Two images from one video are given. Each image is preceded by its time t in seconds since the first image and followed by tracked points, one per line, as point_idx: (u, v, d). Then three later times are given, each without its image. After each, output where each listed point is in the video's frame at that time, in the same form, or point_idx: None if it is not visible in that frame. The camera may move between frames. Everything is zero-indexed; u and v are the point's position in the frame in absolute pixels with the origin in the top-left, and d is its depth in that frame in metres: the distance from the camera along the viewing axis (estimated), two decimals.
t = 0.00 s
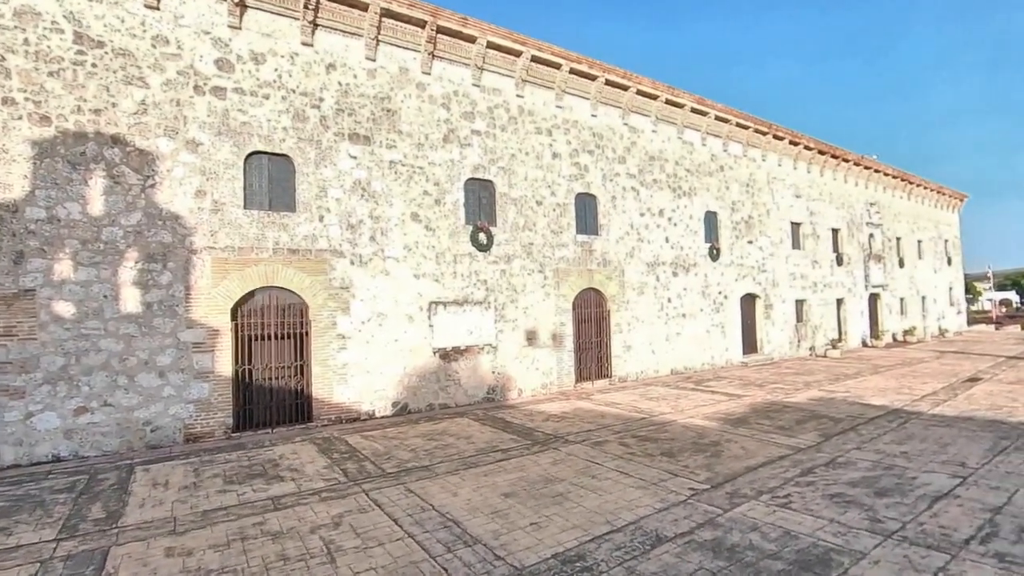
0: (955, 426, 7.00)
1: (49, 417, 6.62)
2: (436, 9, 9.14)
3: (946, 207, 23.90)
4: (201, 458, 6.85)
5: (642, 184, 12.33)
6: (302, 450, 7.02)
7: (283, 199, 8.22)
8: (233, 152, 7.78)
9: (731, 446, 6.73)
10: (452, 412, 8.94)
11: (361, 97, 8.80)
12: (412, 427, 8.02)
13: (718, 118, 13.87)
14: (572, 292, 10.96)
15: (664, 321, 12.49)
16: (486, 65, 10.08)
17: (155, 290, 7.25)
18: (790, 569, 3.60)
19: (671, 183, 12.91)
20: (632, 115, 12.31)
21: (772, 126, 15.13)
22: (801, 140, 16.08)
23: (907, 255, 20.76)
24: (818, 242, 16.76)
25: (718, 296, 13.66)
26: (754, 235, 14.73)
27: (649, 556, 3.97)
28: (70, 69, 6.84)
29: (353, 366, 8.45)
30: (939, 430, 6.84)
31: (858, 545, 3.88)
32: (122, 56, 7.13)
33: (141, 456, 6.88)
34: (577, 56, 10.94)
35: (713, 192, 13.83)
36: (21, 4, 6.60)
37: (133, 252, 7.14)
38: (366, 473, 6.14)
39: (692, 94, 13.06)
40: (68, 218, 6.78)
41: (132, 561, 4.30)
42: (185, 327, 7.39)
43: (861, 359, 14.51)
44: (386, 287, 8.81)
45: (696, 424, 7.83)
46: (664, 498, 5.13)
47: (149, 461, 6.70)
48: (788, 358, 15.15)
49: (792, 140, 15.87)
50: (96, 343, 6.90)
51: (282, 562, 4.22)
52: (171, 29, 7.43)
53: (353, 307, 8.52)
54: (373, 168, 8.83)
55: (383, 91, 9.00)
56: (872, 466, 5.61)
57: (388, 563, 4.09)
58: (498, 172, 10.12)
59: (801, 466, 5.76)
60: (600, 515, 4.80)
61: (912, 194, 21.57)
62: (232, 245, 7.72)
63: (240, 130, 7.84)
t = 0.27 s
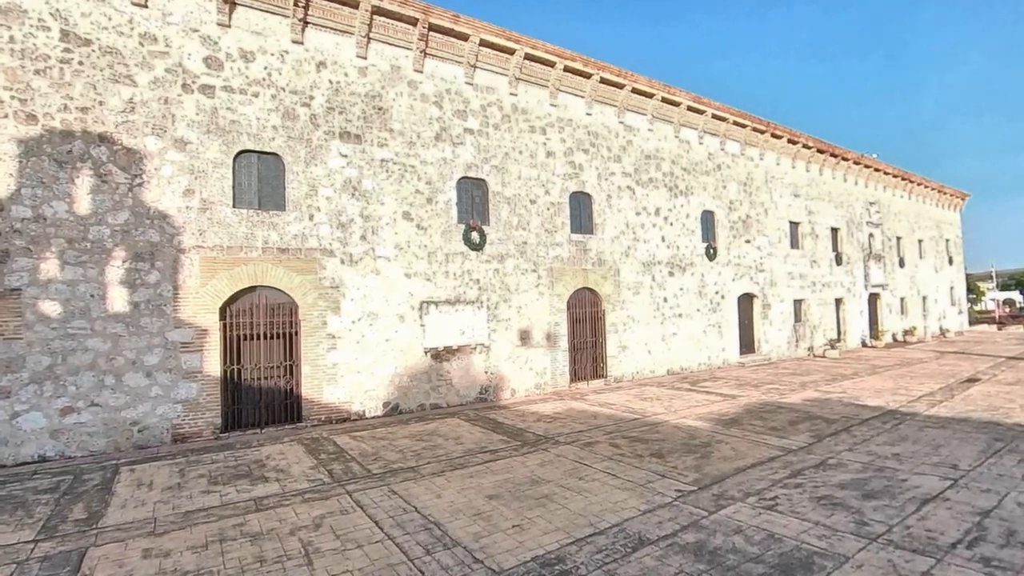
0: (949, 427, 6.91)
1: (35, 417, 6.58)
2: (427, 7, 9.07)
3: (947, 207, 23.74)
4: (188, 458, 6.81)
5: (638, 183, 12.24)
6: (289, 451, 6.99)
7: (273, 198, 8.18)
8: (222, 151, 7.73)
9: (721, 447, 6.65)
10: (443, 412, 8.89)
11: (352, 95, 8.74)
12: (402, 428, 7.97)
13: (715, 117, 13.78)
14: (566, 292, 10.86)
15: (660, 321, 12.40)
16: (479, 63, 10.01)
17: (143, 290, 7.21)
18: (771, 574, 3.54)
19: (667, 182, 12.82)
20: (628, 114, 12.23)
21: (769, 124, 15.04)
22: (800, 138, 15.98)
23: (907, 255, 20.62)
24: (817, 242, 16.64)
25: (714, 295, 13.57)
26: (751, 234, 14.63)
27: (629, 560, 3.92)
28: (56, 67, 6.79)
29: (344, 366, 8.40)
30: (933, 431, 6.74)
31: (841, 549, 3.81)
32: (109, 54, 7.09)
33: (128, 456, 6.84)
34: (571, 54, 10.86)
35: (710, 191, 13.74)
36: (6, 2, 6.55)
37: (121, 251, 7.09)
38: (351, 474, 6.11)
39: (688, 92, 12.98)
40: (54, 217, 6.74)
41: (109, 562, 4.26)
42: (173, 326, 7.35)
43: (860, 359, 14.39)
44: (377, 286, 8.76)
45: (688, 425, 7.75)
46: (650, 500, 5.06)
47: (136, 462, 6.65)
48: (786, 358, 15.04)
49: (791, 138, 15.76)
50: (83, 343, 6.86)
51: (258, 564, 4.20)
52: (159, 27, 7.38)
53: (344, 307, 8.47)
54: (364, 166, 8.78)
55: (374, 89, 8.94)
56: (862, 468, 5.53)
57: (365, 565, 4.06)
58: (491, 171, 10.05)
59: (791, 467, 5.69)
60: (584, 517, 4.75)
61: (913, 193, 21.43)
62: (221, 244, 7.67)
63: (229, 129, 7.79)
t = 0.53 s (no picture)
0: (944, 429, 6.80)
1: (20, 417, 6.52)
2: (419, 4, 8.99)
3: (949, 206, 23.57)
4: (173, 459, 6.75)
5: (633, 181, 12.13)
6: (276, 451, 6.94)
7: (263, 196, 8.10)
8: (210, 149, 7.66)
9: (712, 448, 6.56)
10: (434, 412, 8.81)
11: (342, 93, 8.67)
12: (391, 428, 7.90)
13: (712, 115, 13.67)
14: (561, 291, 10.73)
15: (656, 321, 12.27)
16: (472, 60, 9.93)
17: (130, 289, 7.15)
18: None
19: (664, 181, 12.71)
20: (624, 112, 12.13)
21: (767, 122, 14.93)
22: (798, 137, 15.86)
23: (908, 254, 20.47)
24: (816, 241, 16.51)
25: (712, 295, 13.45)
26: (749, 233, 14.51)
27: (610, 565, 3.84)
28: (41, 64, 6.73)
29: (334, 366, 8.34)
30: (928, 432, 6.64)
31: (827, 554, 3.73)
32: (95, 51, 7.02)
33: (113, 457, 6.78)
34: (566, 52, 10.76)
35: (707, 190, 13.63)
36: None
37: (107, 250, 7.04)
38: (336, 475, 6.05)
39: (685, 90, 12.88)
40: (39, 216, 6.68)
41: (83, 564, 4.20)
42: (160, 326, 7.29)
43: (858, 359, 14.26)
44: (368, 286, 8.69)
45: (680, 426, 7.65)
46: (636, 502, 4.97)
47: (120, 462, 6.59)
48: (784, 359, 14.92)
49: (789, 137, 15.64)
50: (68, 342, 6.81)
51: (233, 567, 4.17)
52: (145, 24, 7.31)
53: (334, 306, 8.41)
54: (355, 165, 8.71)
55: (365, 87, 8.87)
56: (854, 470, 5.43)
57: (342, 569, 4.02)
58: (484, 169, 9.96)
59: (782, 469, 5.59)
60: (567, 520, 4.68)
61: (914, 192, 21.28)
62: (209, 242, 7.61)
63: (217, 127, 7.72)
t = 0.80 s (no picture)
0: (939, 430, 6.69)
1: (4, 418, 6.47)
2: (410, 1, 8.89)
3: (949, 204, 23.41)
4: (159, 460, 6.69)
5: (629, 180, 12.03)
6: (262, 453, 6.89)
7: (251, 195, 8.03)
8: (198, 148, 7.59)
9: (703, 450, 6.47)
10: (425, 413, 8.74)
11: (332, 91, 8.59)
12: (381, 430, 7.84)
13: (709, 113, 13.56)
14: (555, 291, 10.62)
15: (652, 321, 12.15)
16: (464, 58, 9.84)
17: (116, 289, 7.08)
18: None
19: (660, 179, 12.61)
20: (619, 110, 12.03)
21: (765, 121, 14.81)
22: (797, 135, 15.74)
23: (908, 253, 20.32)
24: (815, 240, 16.39)
25: (709, 295, 13.33)
26: (747, 233, 14.39)
27: (590, 570, 3.78)
28: (26, 62, 6.66)
29: (323, 366, 8.27)
30: (922, 434, 6.54)
31: (811, 560, 3.65)
32: (81, 49, 6.95)
33: (99, 458, 6.73)
34: (560, 49, 10.66)
35: (704, 189, 13.51)
36: None
37: (93, 249, 6.97)
38: (320, 478, 5.99)
39: (681, 88, 12.77)
40: (24, 215, 6.62)
41: (57, 568, 4.15)
42: (147, 326, 7.23)
43: (857, 360, 14.14)
44: (359, 286, 8.62)
45: (673, 428, 7.56)
46: (622, 506, 4.89)
47: (105, 464, 6.54)
48: (782, 359, 14.79)
49: (788, 135, 15.52)
50: (54, 343, 6.75)
51: (208, 571, 4.13)
52: (132, 21, 7.23)
53: (324, 306, 8.34)
54: (345, 163, 8.63)
55: (356, 85, 8.79)
56: (845, 473, 5.34)
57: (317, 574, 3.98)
58: (477, 168, 9.88)
59: (771, 472, 5.51)
60: (550, 524, 4.62)
61: (914, 191, 21.13)
62: (196, 242, 7.54)
63: (205, 125, 7.64)
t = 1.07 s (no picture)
0: (932, 431, 6.61)
1: None
2: None
3: (950, 203, 23.27)
4: (145, 460, 6.66)
5: (624, 179, 11.95)
6: (249, 453, 6.86)
7: (241, 194, 7.97)
8: (187, 147, 7.53)
9: (693, 451, 6.40)
10: (416, 413, 8.69)
11: (323, 90, 8.53)
12: (370, 430, 7.80)
13: (705, 111, 13.48)
14: (549, 291, 10.55)
15: (648, 321, 12.07)
16: (457, 57, 9.77)
17: (103, 288, 7.04)
18: None
19: (656, 178, 12.53)
20: (614, 108, 11.95)
21: (763, 119, 14.72)
22: (795, 133, 15.65)
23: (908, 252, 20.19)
24: (813, 239, 16.29)
25: (705, 295, 13.25)
26: (744, 232, 14.31)
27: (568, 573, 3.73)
28: (11, 60, 6.60)
29: (313, 366, 8.23)
30: (915, 435, 6.45)
31: (792, 563, 3.60)
32: (68, 47, 6.89)
33: (85, 458, 6.69)
34: (553, 47, 10.59)
35: (700, 188, 13.43)
36: None
37: (80, 249, 6.93)
38: (305, 478, 5.96)
39: (677, 86, 12.69)
40: (9, 215, 6.57)
41: (33, 570, 4.13)
42: (135, 326, 7.19)
43: (855, 360, 14.05)
44: (349, 285, 8.57)
45: (664, 428, 7.48)
46: (606, 507, 4.84)
47: (91, 464, 6.51)
48: (780, 359, 14.69)
49: (785, 134, 15.43)
50: (40, 343, 6.71)
51: (184, 572, 4.13)
52: (120, 19, 7.16)
53: (314, 306, 8.30)
54: (336, 162, 8.58)
55: (347, 84, 8.73)
56: (833, 474, 5.27)
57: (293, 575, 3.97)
58: (469, 167, 9.81)
59: (759, 474, 5.45)
60: (532, 526, 4.58)
61: (914, 190, 20.99)
62: (185, 241, 7.49)
63: (193, 124, 7.59)
